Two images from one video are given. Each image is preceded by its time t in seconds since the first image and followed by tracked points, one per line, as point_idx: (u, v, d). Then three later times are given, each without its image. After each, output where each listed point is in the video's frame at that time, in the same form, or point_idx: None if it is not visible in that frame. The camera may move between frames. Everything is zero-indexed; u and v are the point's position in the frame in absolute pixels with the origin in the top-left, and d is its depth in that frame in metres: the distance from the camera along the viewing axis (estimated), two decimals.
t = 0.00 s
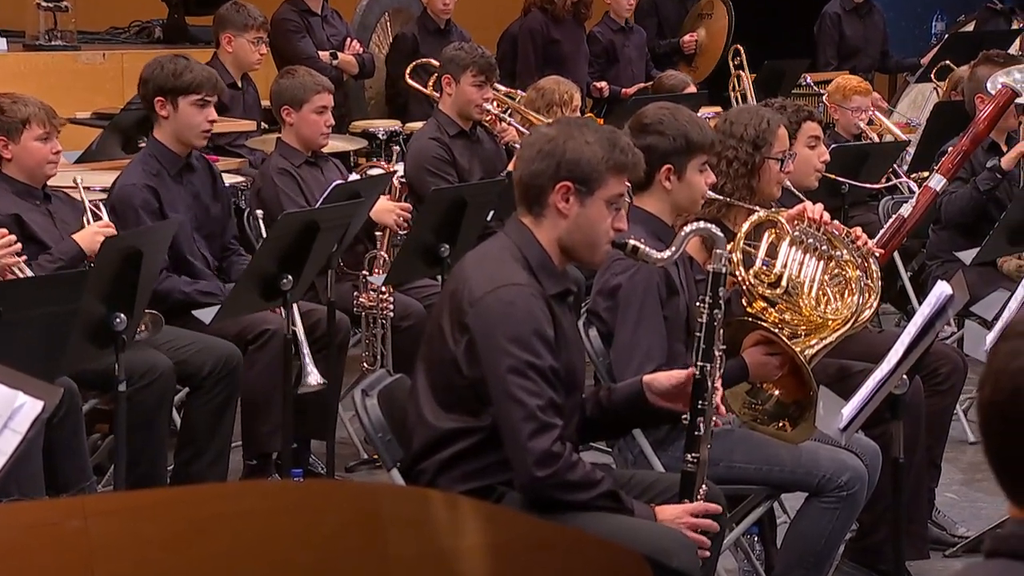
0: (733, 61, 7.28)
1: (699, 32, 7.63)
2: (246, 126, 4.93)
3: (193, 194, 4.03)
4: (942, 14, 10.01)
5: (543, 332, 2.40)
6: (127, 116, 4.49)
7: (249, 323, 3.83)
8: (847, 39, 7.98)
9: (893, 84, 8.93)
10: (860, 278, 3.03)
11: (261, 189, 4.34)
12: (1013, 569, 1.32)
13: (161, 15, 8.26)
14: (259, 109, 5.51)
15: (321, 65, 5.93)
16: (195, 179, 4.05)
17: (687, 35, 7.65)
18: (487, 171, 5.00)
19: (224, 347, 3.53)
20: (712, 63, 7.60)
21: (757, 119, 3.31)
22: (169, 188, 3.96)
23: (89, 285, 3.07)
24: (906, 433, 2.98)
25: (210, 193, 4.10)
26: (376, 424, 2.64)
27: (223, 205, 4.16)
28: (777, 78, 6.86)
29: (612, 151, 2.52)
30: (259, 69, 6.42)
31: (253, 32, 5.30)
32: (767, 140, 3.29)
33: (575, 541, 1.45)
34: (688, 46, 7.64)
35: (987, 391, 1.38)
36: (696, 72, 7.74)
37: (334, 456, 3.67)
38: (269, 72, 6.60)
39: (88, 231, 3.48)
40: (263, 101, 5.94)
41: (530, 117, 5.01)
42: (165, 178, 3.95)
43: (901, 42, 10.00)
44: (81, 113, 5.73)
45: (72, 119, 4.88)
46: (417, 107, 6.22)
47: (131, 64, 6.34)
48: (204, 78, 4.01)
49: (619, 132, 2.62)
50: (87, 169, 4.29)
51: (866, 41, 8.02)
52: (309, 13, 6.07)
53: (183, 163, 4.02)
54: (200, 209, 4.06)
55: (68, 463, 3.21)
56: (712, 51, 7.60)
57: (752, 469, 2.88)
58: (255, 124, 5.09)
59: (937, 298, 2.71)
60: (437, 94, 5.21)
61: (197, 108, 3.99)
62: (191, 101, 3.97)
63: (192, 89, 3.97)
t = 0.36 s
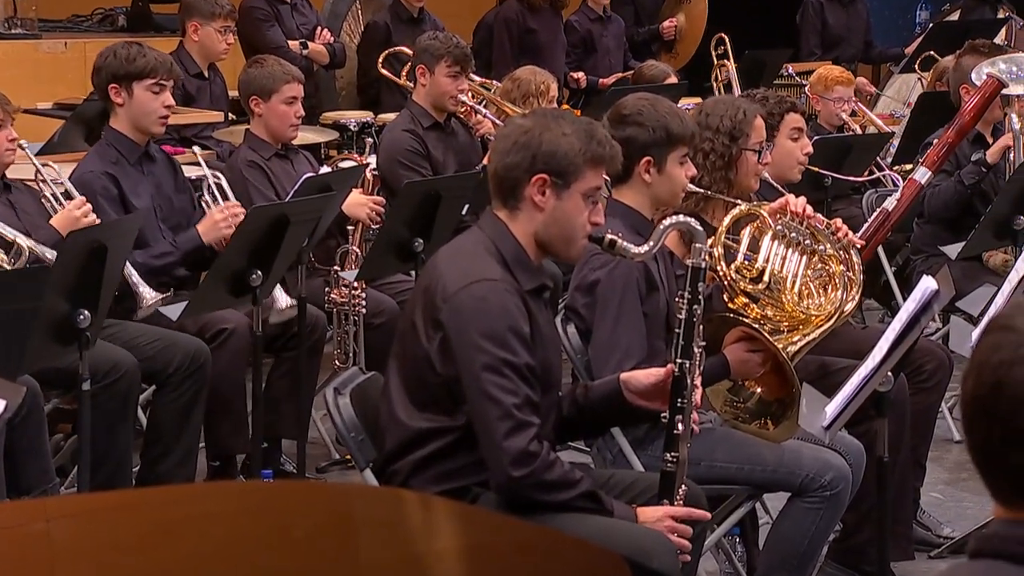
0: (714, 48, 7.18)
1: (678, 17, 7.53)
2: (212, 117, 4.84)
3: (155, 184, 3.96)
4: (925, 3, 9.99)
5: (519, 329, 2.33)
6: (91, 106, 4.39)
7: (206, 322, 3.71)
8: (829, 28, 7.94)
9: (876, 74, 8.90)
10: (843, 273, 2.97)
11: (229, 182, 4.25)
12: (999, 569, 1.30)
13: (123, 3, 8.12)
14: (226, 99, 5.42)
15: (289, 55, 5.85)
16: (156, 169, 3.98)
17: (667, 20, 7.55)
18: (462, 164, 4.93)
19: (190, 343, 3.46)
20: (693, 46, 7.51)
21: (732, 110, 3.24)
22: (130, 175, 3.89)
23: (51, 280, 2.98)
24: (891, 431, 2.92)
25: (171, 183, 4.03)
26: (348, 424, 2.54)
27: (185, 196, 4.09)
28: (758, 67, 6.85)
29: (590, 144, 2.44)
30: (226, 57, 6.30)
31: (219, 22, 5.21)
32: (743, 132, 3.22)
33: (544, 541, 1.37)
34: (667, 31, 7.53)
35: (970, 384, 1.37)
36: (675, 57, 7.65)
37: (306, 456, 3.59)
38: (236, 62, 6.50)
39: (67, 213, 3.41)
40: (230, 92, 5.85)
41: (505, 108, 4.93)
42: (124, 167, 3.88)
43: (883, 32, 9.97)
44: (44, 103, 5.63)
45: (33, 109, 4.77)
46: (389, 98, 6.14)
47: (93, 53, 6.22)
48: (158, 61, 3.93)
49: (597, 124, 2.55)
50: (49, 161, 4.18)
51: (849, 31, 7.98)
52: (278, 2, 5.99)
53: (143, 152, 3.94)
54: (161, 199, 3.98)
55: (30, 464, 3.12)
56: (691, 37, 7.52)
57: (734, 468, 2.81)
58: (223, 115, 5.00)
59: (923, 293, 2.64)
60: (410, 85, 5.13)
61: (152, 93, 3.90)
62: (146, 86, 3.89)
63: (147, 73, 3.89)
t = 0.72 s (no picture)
0: (704, 38, 7.11)
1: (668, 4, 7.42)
2: (189, 111, 4.75)
3: (126, 177, 3.91)
4: None
5: (507, 327, 2.25)
6: (63, 99, 4.30)
7: (179, 322, 3.63)
8: (823, 20, 7.88)
9: (869, 66, 8.85)
10: (836, 270, 2.90)
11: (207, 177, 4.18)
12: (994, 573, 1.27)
13: None
14: (203, 92, 5.34)
15: (267, 47, 5.77)
16: (126, 163, 3.93)
17: (656, 7, 7.44)
18: (445, 159, 4.85)
19: (167, 346, 3.41)
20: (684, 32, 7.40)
21: (717, 103, 3.16)
22: (97, 167, 3.84)
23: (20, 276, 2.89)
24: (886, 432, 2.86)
25: (145, 177, 3.98)
26: (330, 426, 2.46)
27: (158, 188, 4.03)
28: (749, 62, 6.82)
29: (579, 137, 2.37)
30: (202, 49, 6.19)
31: (197, 14, 5.11)
32: (729, 125, 3.14)
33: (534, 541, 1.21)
34: (657, 18, 7.43)
35: (968, 384, 1.33)
36: (664, 45, 7.57)
37: (287, 457, 3.51)
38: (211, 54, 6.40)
39: (49, 199, 3.30)
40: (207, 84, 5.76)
41: (490, 102, 4.85)
42: (91, 160, 3.82)
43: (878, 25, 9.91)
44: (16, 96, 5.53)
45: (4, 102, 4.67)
46: (371, 91, 6.06)
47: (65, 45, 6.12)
48: (125, 51, 3.85)
49: (586, 117, 2.47)
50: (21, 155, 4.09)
51: (843, 23, 7.92)
52: None
53: (111, 144, 3.88)
54: (133, 192, 3.92)
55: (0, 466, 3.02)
56: (682, 21, 7.39)
57: (725, 471, 2.74)
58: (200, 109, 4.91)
59: (918, 290, 2.56)
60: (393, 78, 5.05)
61: (118, 84, 3.82)
62: (111, 77, 3.81)
63: (112, 63, 3.81)
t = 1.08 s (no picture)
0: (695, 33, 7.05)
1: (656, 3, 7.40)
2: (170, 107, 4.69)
3: (102, 172, 3.86)
4: None
5: (496, 329, 2.19)
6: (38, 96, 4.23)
7: (159, 324, 3.56)
8: (816, 14, 7.85)
9: (863, 62, 8.83)
10: (829, 270, 2.85)
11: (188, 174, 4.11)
12: None
13: None
14: (182, 89, 5.27)
15: (248, 42, 5.69)
16: (102, 157, 3.87)
17: (644, 6, 7.43)
18: (432, 156, 4.81)
19: (145, 348, 3.35)
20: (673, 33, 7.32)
21: (699, 99, 3.10)
22: (72, 162, 3.78)
23: None
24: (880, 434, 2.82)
25: (121, 170, 3.92)
26: (313, 430, 2.39)
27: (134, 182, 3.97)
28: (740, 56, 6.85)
29: (568, 135, 2.31)
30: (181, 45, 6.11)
31: (176, 8, 5.01)
32: (713, 121, 3.10)
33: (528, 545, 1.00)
34: (645, 17, 7.41)
35: (962, 387, 1.27)
36: (654, 45, 7.48)
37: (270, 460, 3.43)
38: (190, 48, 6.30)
39: (21, 192, 3.23)
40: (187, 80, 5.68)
41: (477, 98, 4.78)
42: (66, 155, 3.76)
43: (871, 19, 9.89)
44: None
45: None
46: (355, 88, 6.00)
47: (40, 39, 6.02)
48: (97, 44, 3.77)
49: (576, 113, 2.41)
50: None
51: (837, 17, 7.89)
52: None
53: (87, 139, 3.82)
54: (109, 187, 3.87)
55: None
56: (671, 21, 7.33)
57: (717, 475, 2.69)
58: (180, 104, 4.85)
59: (913, 290, 2.49)
60: (378, 74, 4.99)
61: (92, 78, 3.75)
62: (83, 70, 3.73)
63: (84, 56, 3.73)
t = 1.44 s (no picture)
0: (690, 29, 7.00)
1: None
2: (155, 104, 4.62)
3: (85, 171, 3.80)
4: None
5: (487, 331, 2.14)
6: (18, 93, 4.09)
7: (145, 325, 3.51)
8: (812, 10, 7.82)
9: (859, 58, 8.81)
10: (826, 269, 2.80)
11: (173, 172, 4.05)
12: None
13: None
14: (166, 85, 5.21)
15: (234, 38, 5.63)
16: (84, 156, 3.81)
17: None
18: (421, 154, 4.75)
19: (129, 348, 3.30)
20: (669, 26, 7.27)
21: (684, 95, 3.06)
22: (54, 161, 3.72)
23: None
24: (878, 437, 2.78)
25: (105, 170, 3.86)
26: (300, 433, 2.33)
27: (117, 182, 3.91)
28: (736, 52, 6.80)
29: (560, 132, 2.26)
30: (165, 40, 6.03)
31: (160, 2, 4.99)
32: (699, 118, 3.04)
33: (518, 551, 1.14)
34: (640, 11, 7.37)
35: (963, 390, 1.22)
36: (648, 39, 7.43)
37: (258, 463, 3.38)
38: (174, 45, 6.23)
39: None
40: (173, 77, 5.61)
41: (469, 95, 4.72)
42: (49, 153, 3.70)
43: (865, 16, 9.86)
44: None
45: None
46: (344, 85, 5.94)
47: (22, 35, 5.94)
48: (81, 40, 3.72)
49: (568, 110, 2.36)
50: None
51: (833, 13, 7.85)
52: None
53: (70, 137, 3.76)
54: (92, 187, 3.81)
55: None
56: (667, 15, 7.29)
57: (712, 479, 2.64)
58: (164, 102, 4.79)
59: (911, 290, 2.41)
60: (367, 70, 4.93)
61: (75, 74, 3.70)
62: (66, 66, 3.68)
63: (67, 51, 3.68)
